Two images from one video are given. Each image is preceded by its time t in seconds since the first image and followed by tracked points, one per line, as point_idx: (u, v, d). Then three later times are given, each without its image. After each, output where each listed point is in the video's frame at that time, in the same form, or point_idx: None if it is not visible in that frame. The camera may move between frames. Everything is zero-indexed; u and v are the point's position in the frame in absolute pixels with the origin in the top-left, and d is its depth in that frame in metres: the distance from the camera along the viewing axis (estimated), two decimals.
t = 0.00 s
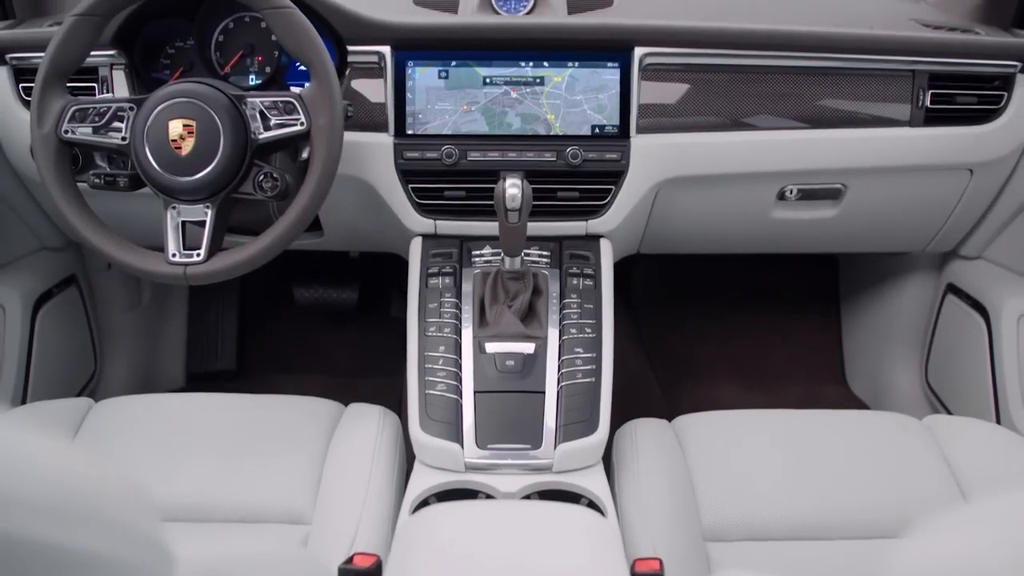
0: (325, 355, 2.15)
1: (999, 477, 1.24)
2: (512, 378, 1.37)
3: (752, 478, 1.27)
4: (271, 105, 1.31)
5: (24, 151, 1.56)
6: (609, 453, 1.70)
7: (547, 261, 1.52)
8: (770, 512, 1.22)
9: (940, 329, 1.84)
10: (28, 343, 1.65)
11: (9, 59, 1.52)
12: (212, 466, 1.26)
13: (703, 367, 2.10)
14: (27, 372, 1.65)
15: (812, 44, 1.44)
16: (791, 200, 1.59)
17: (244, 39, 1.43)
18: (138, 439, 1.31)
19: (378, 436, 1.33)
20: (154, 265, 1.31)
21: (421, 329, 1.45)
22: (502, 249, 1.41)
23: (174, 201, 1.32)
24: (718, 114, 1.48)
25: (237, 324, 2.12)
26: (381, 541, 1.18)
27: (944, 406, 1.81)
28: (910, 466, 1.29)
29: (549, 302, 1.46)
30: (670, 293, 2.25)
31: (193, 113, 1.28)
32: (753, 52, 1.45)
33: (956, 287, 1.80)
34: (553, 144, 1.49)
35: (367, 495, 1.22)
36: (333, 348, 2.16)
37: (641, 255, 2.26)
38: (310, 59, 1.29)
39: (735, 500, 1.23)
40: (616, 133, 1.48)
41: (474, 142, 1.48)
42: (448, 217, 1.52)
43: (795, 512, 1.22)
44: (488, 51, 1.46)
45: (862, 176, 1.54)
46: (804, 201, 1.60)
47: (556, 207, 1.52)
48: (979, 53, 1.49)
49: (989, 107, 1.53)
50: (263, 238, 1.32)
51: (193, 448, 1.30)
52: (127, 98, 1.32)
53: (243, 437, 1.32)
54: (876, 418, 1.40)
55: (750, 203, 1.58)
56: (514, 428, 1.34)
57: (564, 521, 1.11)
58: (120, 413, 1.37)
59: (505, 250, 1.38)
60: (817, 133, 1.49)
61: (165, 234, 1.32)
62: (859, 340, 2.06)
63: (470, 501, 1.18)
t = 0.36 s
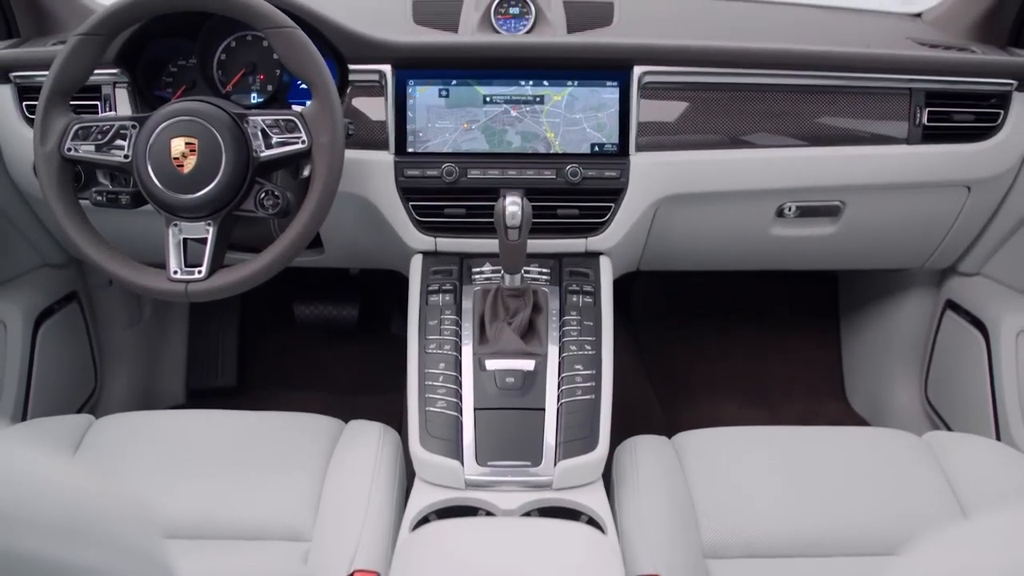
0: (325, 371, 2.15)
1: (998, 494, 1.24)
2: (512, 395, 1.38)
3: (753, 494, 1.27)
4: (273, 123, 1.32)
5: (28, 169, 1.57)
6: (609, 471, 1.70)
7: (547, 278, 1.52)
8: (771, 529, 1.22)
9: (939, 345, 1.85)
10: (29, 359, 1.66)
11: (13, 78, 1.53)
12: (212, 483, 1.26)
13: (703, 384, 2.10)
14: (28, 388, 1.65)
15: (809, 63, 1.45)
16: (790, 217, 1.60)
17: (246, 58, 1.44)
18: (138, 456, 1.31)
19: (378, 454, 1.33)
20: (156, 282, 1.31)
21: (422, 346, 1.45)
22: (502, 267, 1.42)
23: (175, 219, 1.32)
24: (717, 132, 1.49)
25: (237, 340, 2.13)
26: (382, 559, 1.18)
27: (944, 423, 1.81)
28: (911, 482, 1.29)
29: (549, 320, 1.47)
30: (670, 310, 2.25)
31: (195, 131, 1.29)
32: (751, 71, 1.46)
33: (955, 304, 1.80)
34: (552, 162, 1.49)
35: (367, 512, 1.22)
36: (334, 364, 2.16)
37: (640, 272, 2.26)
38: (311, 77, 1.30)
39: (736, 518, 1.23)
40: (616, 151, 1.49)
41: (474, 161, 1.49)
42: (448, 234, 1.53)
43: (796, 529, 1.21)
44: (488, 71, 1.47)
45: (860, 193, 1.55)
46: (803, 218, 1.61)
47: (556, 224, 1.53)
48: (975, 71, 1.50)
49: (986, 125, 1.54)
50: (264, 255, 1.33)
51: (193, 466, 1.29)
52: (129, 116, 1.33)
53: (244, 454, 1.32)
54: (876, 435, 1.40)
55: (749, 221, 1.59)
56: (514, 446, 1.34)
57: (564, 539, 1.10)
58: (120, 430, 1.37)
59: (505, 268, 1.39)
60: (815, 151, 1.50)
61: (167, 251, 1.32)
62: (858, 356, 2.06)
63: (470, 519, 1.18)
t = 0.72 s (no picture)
0: (325, 387, 2.16)
1: (998, 510, 1.24)
2: (512, 412, 1.38)
3: (753, 511, 1.27)
4: (274, 141, 1.33)
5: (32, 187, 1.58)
6: (609, 487, 1.70)
7: (547, 294, 1.53)
8: (773, 546, 1.21)
9: (938, 362, 1.85)
10: (30, 376, 1.66)
11: (17, 95, 1.55)
12: (212, 500, 1.26)
13: (703, 401, 2.10)
14: (28, 405, 1.66)
15: (807, 81, 1.46)
16: (789, 234, 1.61)
17: (248, 76, 1.46)
18: (138, 473, 1.31)
19: (378, 470, 1.33)
20: (157, 299, 1.32)
21: (422, 363, 1.46)
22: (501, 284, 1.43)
23: (176, 235, 1.33)
24: (715, 149, 1.50)
25: (237, 356, 2.13)
26: None
27: (944, 439, 1.81)
28: (911, 499, 1.29)
29: (549, 337, 1.47)
30: (669, 327, 2.26)
31: (196, 149, 1.30)
32: (749, 89, 1.47)
33: (954, 320, 1.81)
34: (552, 179, 1.50)
35: (367, 528, 1.22)
36: (334, 380, 2.17)
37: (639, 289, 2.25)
38: (312, 95, 1.31)
39: (738, 534, 1.23)
40: (615, 169, 1.50)
41: (474, 178, 1.50)
42: (448, 251, 1.54)
43: (798, 546, 1.21)
44: (487, 89, 1.48)
45: (859, 210, 1.56)
46: (801, 235, 1.62)
47: (556, 241, 1.53)
48: (971, 89, 1.51)
49: (982, 142, 1.55)
50: (265, 271, 1.33)
51: (193, 483, 1.29)
52: (132, 134, 1.34)
53: (244, 471, 1.32)
54: (876, 451, 1.40)
55: (747, 238, 1.59)
56: (514, 462, 1.34)
57: (564, 556, 1.10)
58: (120, 447, 1.37)
59: (504, 284, 1.39)
60: (813, 168, 1.51)
61: (168, 268, 1.33)
62: (858, 372, 2.06)
63: (469, 536, 1.17)
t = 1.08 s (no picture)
0: (325, 401, 2.16)
1: (999, 524, 1.24)
2: (512, 428, 1.38)
3: (755, 526, 1.27)
4: (275, 157, 1.33)
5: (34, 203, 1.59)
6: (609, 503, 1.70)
7: (547, 310, 1.53)
8: (777, 560, 1.20)
9: (938, 376, 1.85)
10: (31, 390, 1.66)
11: (20, 112, 1.56)
12: (211, 516, 1.25)
13: (703, 416, 2.10)
14: (29, 420, 1.66)
15: (805, 98, 1.47)
16: (788, 249, 1.61)
17: (250, 93, 1.47)
18: (138, 488, 1.31)
19: (379, 486, 1.33)
20: (159, 315, 1.32)
21: (422, 379, 1.46)
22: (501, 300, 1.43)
23: (177, 251, 1.34)
24: (714, 165, 1.51)
25: (238, 370, 2.13)
26: None
27: (944, 454, 1.81)
28: (912, 514, 1.29)
29: (549, 352, 1.47)
30: (668, 342, 2.26)
31: (198, 165, 1.30)
32: (747, 106, 1.48)
33: (953, 334, 1.81)
34: (552, 196, 1.51)
35: (368, 544, 1.22)
36: (334, 395, 2.17)
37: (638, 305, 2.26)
38: (313, 112, 1.31)
39: (738, 549, 1.22)
40: (614, 185, 1.51)
41: (474, 195, 1.51)
42: (448, 267, 1.54)
43: (801, 560, 1.20)
44: (488, 106, 1.49)
45: (857, 226, 1.57)
46: (799, 251, 1.63)
47: (556, 257, 1.54)
48: (968, 106, 1.52)
49: (979, 158, 1.56)
50: (266, 287, 1.34)
51: (193, 498, 1.29)
52: (134, 150, 1.35)
53: (244, 487, 1.32)
54: (875, 467, 1.40)
55: (746, 254, 1.60)
56: (514, 478, 1.34)
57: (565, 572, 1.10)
58: (120, 463, 1.37)
59: (504, 300, 1.40)
60: (812, 184, 1.52)
61: (169, 284, 1.33)
62: (857, 387, 2.06)
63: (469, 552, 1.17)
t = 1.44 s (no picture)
0: (325, 416, 2.16)
1: (1000, 538, 1.23)
2: (512, 443, 1.38)
3: (755, 540, 1.26)
4: (277, 173, 1.34)
5: (36, 217, 1.60)
6: (609, 518, 1.70)
7: (547, 325, 1.54)
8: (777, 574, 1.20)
9: (938, 390, 1.85)
10: (31, 405, 1.66)
11: (23, 128, 1.57)
12: (211, 530, 1.25)
13: (703, 430, 2.10)
14: (29, 434, 1.66)
15: (803, 114, 1.48)
16: (787, 264, 1.62)
17: (251, 109, 1.48)
18: (137, 502, 1.30)
19: (379, 501, 1.33)
20: (160, 330, 1.32)
21: (422, 394, 1.46)
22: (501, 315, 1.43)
23: (179, 266, 1.34)
24: (713, 181, 1.52)
25: (238, 384, 2.13)
26: None
27: (944, 468, 1.81)
28: (911, 528, 1.28)
29: (549, 367, 1.48)
30: (668, 357, 2.27)
31: (200, 181, 1.31)
32: (746, 122, 1.49)
33: (953, 349, 1.81)
34: (552, 211, 1.52)
35: (367, 559, 1.21)
36: (334, 410, 2.17)
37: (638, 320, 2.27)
38: (315, 129, 1.32)
39: (738, 564, 1.22)
40: (614, 201, 1.52)
41: (474, 210, 1.52)
42: (448, 282, 1.55)
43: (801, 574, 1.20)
44: (488, 122, 1.50)
45: (856, 241, 1.57)
46: (798, 266, 1.63)
47: (556, 272, 1.54)
48: (965, 122, 1.54)
49: (976, 173, 1.57)
50: (267, 302, 1.34)
51: (193, 512, 1.29)
52: (136, 166, 1.36)
53: (243, 501, 1.32)
54: (875, 481, 1.40)
55: (745, 269, 1.60)
56: (514, 493, 1.34)
57: None
58: (120, 477, 1.37)
59: (504, 315, 1.40)
60: (811, 199, 1.53)
61: (170, 299, 1.34)
62: (858, 401, 2.06)
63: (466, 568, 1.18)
